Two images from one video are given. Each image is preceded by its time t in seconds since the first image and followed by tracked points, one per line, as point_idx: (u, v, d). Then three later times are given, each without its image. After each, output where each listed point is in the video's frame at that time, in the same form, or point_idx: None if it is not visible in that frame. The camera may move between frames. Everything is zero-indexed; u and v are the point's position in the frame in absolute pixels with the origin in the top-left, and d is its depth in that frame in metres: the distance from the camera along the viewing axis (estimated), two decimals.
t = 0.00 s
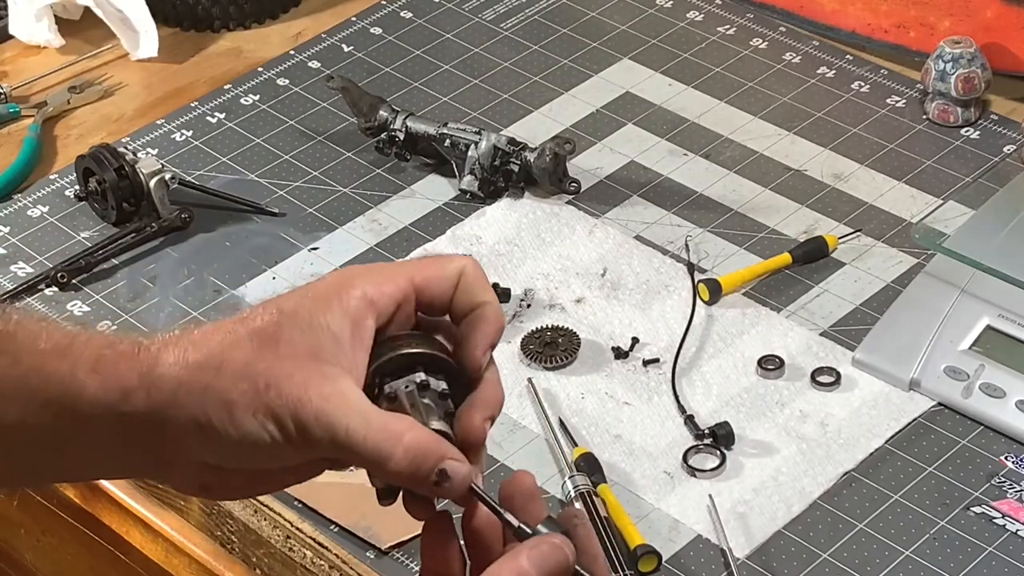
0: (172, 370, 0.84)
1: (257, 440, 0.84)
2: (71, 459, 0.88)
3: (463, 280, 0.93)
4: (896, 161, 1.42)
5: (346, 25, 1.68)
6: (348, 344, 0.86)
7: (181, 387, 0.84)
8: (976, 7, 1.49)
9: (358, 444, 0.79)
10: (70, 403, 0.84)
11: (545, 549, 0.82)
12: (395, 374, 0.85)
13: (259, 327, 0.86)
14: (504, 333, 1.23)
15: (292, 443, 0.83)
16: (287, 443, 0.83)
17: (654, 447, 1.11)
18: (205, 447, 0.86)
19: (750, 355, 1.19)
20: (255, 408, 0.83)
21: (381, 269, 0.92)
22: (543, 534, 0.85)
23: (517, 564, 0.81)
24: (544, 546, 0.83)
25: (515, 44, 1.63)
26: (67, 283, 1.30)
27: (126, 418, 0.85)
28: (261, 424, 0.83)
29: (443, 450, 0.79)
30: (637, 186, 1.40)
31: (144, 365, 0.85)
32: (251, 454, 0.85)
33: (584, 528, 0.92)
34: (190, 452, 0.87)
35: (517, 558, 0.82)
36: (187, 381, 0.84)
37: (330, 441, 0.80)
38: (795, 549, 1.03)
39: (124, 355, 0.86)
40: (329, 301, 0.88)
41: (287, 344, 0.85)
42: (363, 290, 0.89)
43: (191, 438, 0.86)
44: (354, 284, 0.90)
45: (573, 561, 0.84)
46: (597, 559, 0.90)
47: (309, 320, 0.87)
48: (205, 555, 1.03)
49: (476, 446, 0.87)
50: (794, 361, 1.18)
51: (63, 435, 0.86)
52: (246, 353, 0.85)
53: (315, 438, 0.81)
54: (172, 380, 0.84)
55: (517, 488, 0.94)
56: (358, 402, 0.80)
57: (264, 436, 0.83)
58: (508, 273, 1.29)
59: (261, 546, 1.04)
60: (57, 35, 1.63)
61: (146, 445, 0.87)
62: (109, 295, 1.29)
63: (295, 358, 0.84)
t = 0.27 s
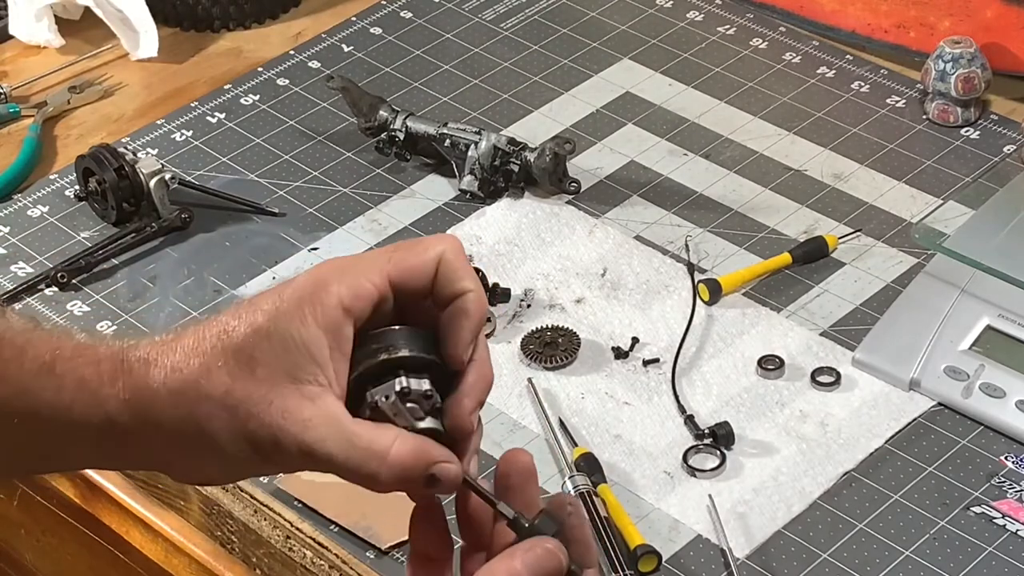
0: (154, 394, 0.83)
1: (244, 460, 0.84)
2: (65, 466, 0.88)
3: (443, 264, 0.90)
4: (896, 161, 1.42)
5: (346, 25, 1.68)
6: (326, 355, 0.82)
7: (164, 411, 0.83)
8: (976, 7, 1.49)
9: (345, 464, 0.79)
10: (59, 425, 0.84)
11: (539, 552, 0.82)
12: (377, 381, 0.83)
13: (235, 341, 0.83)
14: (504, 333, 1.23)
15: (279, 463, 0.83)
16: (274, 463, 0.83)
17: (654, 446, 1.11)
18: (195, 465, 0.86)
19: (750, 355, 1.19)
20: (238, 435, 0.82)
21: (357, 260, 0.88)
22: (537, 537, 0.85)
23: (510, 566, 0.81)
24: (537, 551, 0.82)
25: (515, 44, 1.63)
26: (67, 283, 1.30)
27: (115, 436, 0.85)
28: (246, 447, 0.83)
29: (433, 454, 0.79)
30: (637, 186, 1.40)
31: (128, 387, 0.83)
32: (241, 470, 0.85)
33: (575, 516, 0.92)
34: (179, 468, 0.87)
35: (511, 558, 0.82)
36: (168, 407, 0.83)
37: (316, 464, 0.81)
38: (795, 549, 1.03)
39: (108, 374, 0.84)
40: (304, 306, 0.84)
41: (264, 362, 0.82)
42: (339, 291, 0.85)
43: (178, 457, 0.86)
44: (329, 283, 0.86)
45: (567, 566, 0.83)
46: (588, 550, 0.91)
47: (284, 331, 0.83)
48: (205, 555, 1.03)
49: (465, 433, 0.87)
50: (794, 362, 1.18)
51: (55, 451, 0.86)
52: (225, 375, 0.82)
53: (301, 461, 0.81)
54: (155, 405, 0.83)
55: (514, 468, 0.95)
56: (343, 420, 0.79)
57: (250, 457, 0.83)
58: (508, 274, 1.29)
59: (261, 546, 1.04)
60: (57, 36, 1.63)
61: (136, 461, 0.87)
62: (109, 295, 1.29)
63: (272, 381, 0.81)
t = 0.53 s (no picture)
0: (141, 402, 0.83)
1: (232, 468, 0.84)
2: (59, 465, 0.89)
3: (431, 269, 0.89)
4: (896, 161, 1.42)
5: (346, 25, 1.68)
6: (313, 364, 0.82)
7: (151, 419, 0.83)
8: (976, 7, 1.49)
9: (332, 473, 0.80)
10: (51, 429, 0.85)
11: (534, 549, 0.82)
12: (364, 389, 0.82)
13: (222, 349, 0.83)
14: (504, 333, 1.23)
15: (266, 471, 0.83)
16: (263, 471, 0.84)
17: (654, 447, 1.11)
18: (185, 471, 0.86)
19: (750, 355, 1.19)
20: (225, 444, 0.82)
21: (344, 264, 0.87)
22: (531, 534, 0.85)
23: (504, 564, 0.82)
24: (533, 548, 0.82)
25: (515, 44, 1.63)
26: (67, 283, 1.30)
27: (105, 440, 0.86)
28: (233, 456, 0.83)
29: (422, 460, 0.80)
30: (637, 187, 1.40)
31: (115, 394, 0.84)
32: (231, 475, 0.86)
33: (563, 517, 0.91)
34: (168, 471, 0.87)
35: (505, 557, 0.82)
36: (156, 415, 0.83)
37: (303, 473, 0.81)
38: (795, 549, 1.03)
39: (98, 378, 0.85)
40: (290, 314, 0.83)
41: (250, 371, 0.82)
42: (326, 298, 0.84)
43: (168, 462, 0.86)
44: (316, 289, 0.85)
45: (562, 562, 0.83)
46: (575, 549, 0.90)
47: (270, 340, 0.82)
48: (205, 555, 1.03)
49: (455, 437, 0.86)
50: (794, 362, 1.18)
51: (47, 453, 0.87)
52: (211, 385, 0.82)
53: (288, 470, 0.82)
54: (143, 412, 0.83)
55: (492, 474, 0.94)
56: (329, 430, 0.79)
57: (239, 465, 0.84)
58: (509, 274, 1.29)
59: (261, 546, 1.04)
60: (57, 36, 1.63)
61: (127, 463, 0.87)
62: (109, 295, 1.29)
63: (258, 391, 0.81)
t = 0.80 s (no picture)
0: (135, 406, 0.82)
1: (220, 470, 0.84)
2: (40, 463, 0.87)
3: (424, 274, 0.89)
4: (896, 161, 1.42)
5: (346, 25, 1.67)
6: (305, 371, 0.83)
7: (143, 422, 0.82)
8: (976, 7, 1.49)
9: (321, 479, 0.81)
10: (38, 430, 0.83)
11: (520, 545, 0.82)
12: (355, 394, 0.84)
13: (215, 353, 0.82)
14: (503, 333, 1.23)
15: (254, 475, 0.84)
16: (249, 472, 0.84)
17: (654, 447, 1.11)
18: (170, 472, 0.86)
19: (750, 355, 1.19)
20: (216, 449, 0.83)
21: (337, 269, 0.87)
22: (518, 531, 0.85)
23: (491, 562, 0.81)
24: (519, 543, 0.82)
25: (515, 44, 1.63)
26: (67, 283, 1.30)
27: (93, 442, 0.84)
28: (222, 460, 0.83)
29: (413, 465, 0.82)
30: (637, 186, 1.40)
31: (107, 397, 0.82)
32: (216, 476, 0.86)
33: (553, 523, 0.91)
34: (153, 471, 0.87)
35: (493, 554, 0.82)
36: (147, 419, 0.82)
37: (291, 478, 0.83)
38: (795, 549, 1.03)
39: (90, 381, 0.82)
40: (282, 319, 0.83)
41: (242, 377, 0.82)
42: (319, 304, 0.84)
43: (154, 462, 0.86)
44: (309, 294, 0.85)
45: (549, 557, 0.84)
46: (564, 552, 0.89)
47: (263, 346, 0.82)
48: (205, 555, 1.03)
49: (446, 442, 0.88)
50: (794, 362, 1.18)
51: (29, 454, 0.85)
52: (204, 390, 0.82)
53: (277, 474, 0.83)
54: (135, 416, 0.82)
55: (482, 481, 0.93)
56: (321, 438, 0.81)
57: (226, 468, 0.84)
58: (509, 274, 1.29)
59: (261, 546, 1.04)
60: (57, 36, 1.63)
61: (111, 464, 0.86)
62: (109, 295, 1.29)
63: (250, 397, 0.82)
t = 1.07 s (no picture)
0: (125, 402, 0.83)
1: (216, 467, 0.84)
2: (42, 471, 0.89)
3: (412, 267, 0.88)
4: (896, 161, 1.42)
5: (346, 25, 1.67)
6: (295, 363, 0.82)
7: (134, 419, 0.83)
8: (976, 8, 1.49)
9: (314, 471, 0.79)
10: (33, 430, 0.84)
11: (516, 539, 0.82)
12: (345, 387, 0.82)
13: (204, 349, 0.83)
14: (503, 333, 1.23)
15: (251, 471, 0.83)
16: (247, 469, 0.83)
17: (654, 446, 1.11)
18: (169, 472, 0.86)
19: (750, 355, 1.19)
20: (208, 443, 0.82)
21: (326, 265, 0.87)
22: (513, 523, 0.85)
23: (487, 556, 0.82)
24: (514, 537, 0.82)
25: (515, 44, 1.63)
26: (67, 283, 1.30)
27: (88, 441, 0.85)
28: (217, 455, 0.83)
29: (404, 458, 0.80)
30: (637, 186, 1.40)
31: (98, 394, 0.83)
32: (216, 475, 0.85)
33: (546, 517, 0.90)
34: (153, 472, 0.87)
35: (488, 548, 0.82)
36: (138, 415, 0.83)
37: (285, 471, 0.81)
38: (795, 549, 1.03)
39: (81, 379, 0.84)
40: (271, 313, 0.83)
41: (231, 370, 0.82)
42: (307, 298, 0.84)
43: (151, 462, 0.86)
44: (297, 289, 0.85)
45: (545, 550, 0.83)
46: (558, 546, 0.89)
47: (252, 340, 0.82)
48: (205, 555, 1.03)
49: (436, 435, 0.85)
50: (794, 361, 1.18)
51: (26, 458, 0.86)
52: (194, 385, 0.82)
53: (271, 469, 0.81)
54: (125, 412, 0.83)
55: (475, 471, 0.93)
56: (312, 428, 0.79)
57: (222, 464, 0.83)
58: (509, 274, 1.29)
59: (261, 546, 1.04)
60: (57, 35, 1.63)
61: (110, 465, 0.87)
62: (109, 295, 1.29)
63: (241, 390, 0.81)
